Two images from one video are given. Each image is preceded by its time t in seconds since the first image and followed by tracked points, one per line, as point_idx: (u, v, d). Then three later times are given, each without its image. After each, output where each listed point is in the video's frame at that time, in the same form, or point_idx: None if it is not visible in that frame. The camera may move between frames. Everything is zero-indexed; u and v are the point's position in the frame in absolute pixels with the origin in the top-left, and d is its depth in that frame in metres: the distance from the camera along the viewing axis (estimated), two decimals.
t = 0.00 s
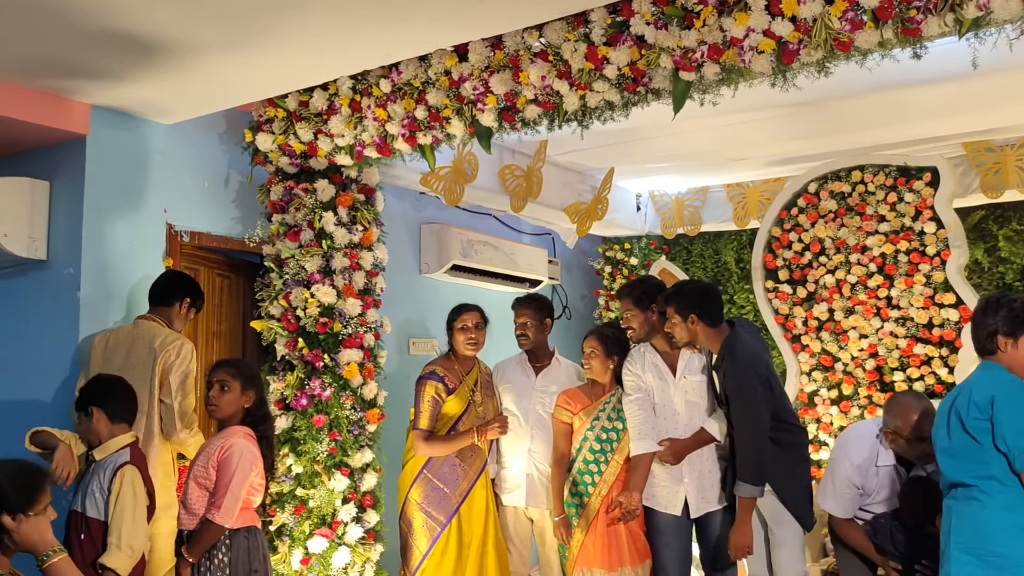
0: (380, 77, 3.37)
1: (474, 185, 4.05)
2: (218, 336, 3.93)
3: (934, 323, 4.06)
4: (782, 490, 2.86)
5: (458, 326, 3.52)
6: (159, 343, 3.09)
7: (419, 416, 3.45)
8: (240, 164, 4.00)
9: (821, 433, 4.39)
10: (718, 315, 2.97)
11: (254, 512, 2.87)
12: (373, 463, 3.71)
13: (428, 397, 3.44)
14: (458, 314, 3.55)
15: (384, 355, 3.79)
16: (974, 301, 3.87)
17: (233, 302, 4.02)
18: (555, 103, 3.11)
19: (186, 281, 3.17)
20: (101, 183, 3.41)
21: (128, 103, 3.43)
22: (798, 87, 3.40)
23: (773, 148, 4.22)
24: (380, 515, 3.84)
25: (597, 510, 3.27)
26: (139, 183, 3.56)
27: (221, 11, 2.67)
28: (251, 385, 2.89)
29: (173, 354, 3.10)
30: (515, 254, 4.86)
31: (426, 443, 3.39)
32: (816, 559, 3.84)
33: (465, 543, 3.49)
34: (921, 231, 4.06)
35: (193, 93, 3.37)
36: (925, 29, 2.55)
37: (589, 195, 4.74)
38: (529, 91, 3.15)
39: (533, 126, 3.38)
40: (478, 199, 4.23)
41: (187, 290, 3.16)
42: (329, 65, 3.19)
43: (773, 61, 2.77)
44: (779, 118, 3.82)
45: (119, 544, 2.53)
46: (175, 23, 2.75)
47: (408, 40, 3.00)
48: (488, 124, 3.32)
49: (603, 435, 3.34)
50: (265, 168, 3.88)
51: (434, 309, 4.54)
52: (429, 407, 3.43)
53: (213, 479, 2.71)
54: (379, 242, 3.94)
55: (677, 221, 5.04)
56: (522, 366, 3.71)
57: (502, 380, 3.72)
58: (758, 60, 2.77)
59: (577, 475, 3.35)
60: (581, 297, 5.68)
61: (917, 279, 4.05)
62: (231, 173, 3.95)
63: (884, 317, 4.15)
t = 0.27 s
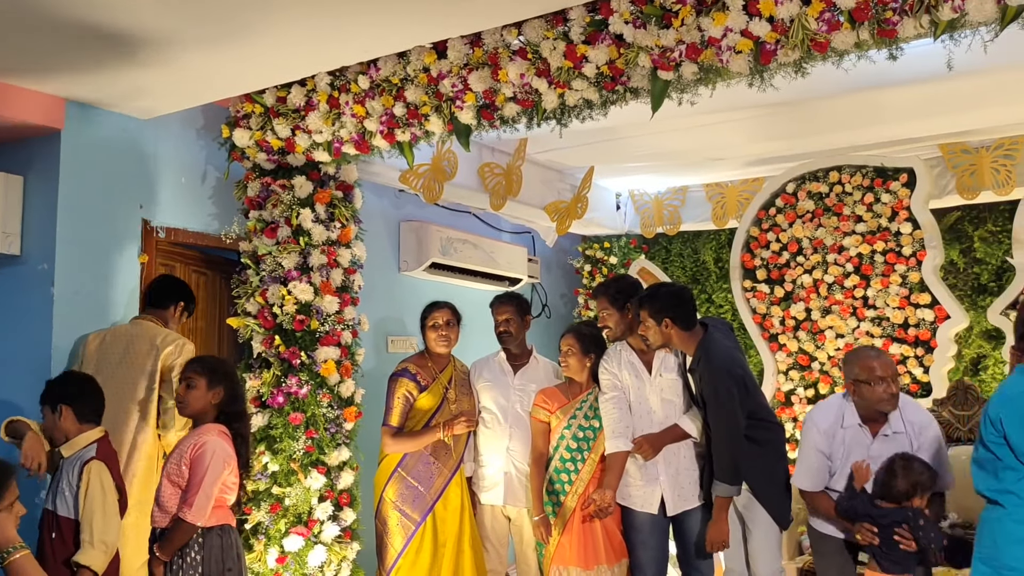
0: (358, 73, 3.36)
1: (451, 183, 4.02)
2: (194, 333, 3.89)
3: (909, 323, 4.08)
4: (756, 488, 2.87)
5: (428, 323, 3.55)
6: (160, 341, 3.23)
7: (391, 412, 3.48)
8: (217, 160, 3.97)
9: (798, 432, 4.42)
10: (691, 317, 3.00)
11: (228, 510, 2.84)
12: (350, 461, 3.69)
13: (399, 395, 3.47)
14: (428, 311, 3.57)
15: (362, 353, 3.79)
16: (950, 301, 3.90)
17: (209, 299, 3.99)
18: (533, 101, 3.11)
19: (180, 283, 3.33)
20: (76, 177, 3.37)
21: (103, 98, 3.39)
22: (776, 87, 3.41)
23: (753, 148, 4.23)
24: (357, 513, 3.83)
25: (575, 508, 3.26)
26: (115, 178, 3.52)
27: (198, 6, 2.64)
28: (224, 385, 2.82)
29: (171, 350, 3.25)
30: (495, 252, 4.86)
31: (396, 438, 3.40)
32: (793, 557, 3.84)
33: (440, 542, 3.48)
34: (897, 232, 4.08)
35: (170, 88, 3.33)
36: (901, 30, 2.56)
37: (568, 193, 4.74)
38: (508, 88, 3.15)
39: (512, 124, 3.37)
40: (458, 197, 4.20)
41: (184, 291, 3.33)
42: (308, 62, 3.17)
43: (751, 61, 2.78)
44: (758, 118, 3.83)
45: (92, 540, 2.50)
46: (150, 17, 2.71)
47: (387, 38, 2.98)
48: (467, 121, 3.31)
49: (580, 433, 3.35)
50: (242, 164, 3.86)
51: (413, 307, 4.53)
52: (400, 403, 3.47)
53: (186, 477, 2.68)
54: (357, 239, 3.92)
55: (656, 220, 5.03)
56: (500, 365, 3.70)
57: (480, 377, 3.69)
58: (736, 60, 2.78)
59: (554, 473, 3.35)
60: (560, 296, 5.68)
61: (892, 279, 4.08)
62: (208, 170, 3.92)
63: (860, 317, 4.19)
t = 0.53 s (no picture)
0: (341, 70, 3.33)
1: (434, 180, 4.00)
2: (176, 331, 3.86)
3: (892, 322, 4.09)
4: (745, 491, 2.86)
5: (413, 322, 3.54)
6: (161, 339, 3.33)
7: (371, 411, 3.45)
8: (199, 157, 3.94)
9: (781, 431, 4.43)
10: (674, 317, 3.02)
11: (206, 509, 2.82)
12: (331, 460, 3.69)
13: (379, 395, 3.43)
14: (411, 309, 3.56)
15: (344, 351, 3.79)
16: (932, 300, 3.91)
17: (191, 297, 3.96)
18: (516, 99, 3.10)
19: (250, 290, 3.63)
20: (56, 174, 3.34)
21: (83, 94, 3.35)
22: (759, 86, 3.41)
23: (737, 147, 4.23)
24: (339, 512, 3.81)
25: (557, 506, 3.26)
26: (96, 175, 3.49)
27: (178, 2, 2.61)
28: (205, 389, 2.80)
29: (172, 347, 3.35)
30: (479, 250, 4.84)
31: (375, 437, 3.39)
32: (776, 556, 3.83)
33: (420, 540, 3.46)
34: (880, 231, 4.08)
35: (151, 86, 3.30)
36: (882, 30, 2.57)
37: (552, 192, 4.74)
38: (491, 86, 3.14)
39: (495, 122, 3.36)
40: (442, 195, 4.18)
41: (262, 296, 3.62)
42: (290, 59, 3.15)
43: (733, 60, 2.78)
44: (742, 118, 3.84)
45: (67, 547, 2.46)
46: (128, 13, 2.68)
47: (370, 36, 2.96)
48: (451, 119, 3.30)
49: (562, 432, 3.34)
50: (224, 161, 3.84)
51: (396, 305, 4.51)
52: (379, 403, 3.42)
53: (159, 475, 2.66)
54: (340, 237, 3.91)
55: (641, 219, 5.05)
56: (483, 363, 3.71)
57: (462, 376, 3.70)
58: (719, 59, 2.78)
59: (536, 472, 3.36)
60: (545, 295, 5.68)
61: (875, 278, 4.09)
62: (190, 167, 3.89)
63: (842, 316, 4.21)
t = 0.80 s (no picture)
0: (326, 68, 3.35)
1: (422, 180, 3.99)
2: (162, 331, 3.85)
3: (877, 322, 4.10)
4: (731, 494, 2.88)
5: (411, 322, 3.50)
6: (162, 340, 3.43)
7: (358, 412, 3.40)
8: (184, 156, 3.92)
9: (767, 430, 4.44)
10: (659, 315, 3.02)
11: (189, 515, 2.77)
12: (317, 460, 3.67)
13: (365, 395, 3.39)
14: (406, 309, 3.52)
15: (330, 351, 3.78)
16: (919, 300, 3.91)
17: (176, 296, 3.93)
18: (502, 98, 3.09)
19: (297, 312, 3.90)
20: (39, 173, 3.31)
21: (67, 92, 3.34)
22: (743, 85, 3.42)
23: (723, 147, 4.24)
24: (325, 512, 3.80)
25: (542, 506, 3.25)
26: (79, 174, 3.47)
27: None
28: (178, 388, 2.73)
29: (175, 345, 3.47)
30: (466, 249, 4.83)
31: (361, 438, 3.33)
32: (763, 555, 3.83)
33: (406, 540, 3.45)
34: (866, 231, 4.10)
35: (136, 84, 3.29)
36: (867, 29, 2.57)
37: (540, 191, 4.72)
38: (477, 85, 3.13)
39: (481, 121, 3.36)
40: (428, 194, 4.17)
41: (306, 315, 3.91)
42: (275, 57, 3.14)
43: (718, 59, 2.78)
44: (726, 118, 3.84)
45: (51, 552, 2.46)
46: (108, 12, 2.68)
47: (355, 35, 2.96)
48: (436, 118, 3.29)
49: (548, 432, 3.34)
50: (210, 160, 3.82)
51: (383, 304, 4.50)
52: (366, 404, 3.38)
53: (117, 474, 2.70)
54: (326, 235, 3.90)
55: (629, 219, 5.06)
56: (469, 362, 3.71)
57: (448, 377, 3.70)
58: (704, 58, 2.78)
59: (521, 472, 3.35)
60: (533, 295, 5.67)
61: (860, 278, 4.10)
62: (175, 165, 3.88)
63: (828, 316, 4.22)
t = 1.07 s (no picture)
0: (311, 66, 3.34)
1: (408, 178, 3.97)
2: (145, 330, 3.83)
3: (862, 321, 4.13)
4: (716, 494, 2.89)
5: (403, 321, 3.48)
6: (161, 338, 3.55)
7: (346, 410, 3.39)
8: (169, 154, 3.89)
9: (753, 429, 4.46)
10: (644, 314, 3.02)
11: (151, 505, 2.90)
12: (302, 459, 3.66)
13: (355, 393, 3.37)
14: (399, 308, 3.49)
15: (315, 350, 3.77)
16: (904, 299, 3.90)
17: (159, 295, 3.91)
18: (487, 96, 3.09)
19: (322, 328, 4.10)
20: (21, 171, 3.28)
21: (49, 90, 3.31)
22: (728, 84, 3.42)
23: (709, 146, 4.25)
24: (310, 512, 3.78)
25: (529, 505, 3.24)
26: (62, 172, 3.44)
27: None
28: (143, 386, 2.84)
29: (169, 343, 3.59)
30: (453, 249, 4.82)
31: (351, 437, 3.33)
32: (749, 553, 3.83)
33: (394, 539, 3.44)
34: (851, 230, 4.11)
35: (119, 82, 3.27)
36: (851, 28, 2.58)
37: (526, 190, 4.70)
38: (462, 83, 3.13)
39: (467, 119, 3.35)
40: (415, 192, 4.16)
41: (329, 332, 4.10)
42: (259, 55, 3.13)
43: (703, 58, 2.78)
44: (711, 117, 3.85)
45: (24, 554, 2.45)
46: (87, 8, 2.66)
47: (339, 33, 2.95)
48: (422, 116, 3.28)
49: (535, 430, 3.34)
50: (194, 158, 3.80)
51: (369, 303, 4.48)
52: (355, 403, 3.37)
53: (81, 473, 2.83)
54: (311, 234, 3.88)
55: (615, 218, 5.06)
56: (455, 361, 3.69)
57: (435, 375, 3.68)
58: (689, 56, 2.78)
59: (508, 470, 3.35)
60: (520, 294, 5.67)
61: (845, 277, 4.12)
62: (160, 164, 3.85)
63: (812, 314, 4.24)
